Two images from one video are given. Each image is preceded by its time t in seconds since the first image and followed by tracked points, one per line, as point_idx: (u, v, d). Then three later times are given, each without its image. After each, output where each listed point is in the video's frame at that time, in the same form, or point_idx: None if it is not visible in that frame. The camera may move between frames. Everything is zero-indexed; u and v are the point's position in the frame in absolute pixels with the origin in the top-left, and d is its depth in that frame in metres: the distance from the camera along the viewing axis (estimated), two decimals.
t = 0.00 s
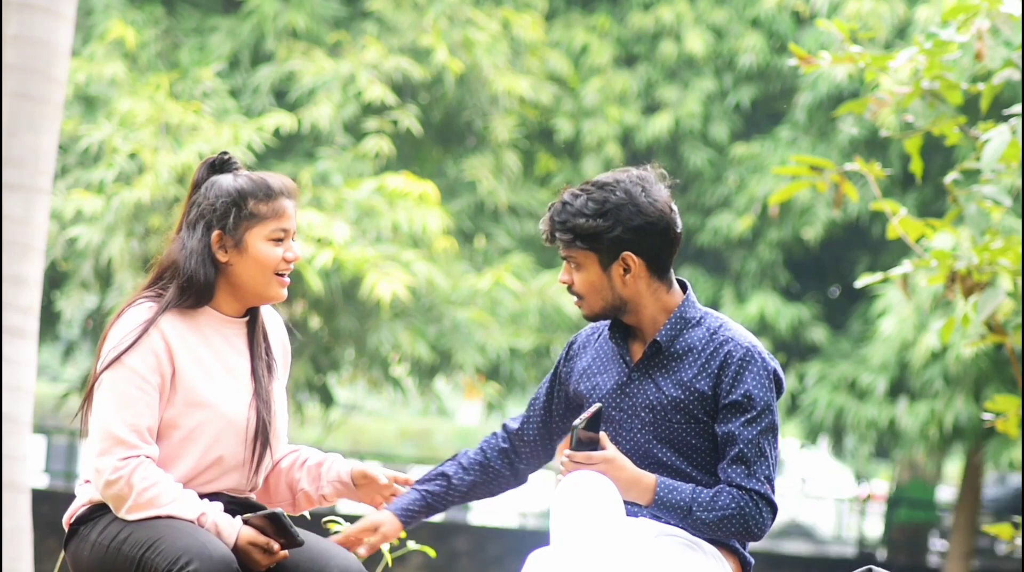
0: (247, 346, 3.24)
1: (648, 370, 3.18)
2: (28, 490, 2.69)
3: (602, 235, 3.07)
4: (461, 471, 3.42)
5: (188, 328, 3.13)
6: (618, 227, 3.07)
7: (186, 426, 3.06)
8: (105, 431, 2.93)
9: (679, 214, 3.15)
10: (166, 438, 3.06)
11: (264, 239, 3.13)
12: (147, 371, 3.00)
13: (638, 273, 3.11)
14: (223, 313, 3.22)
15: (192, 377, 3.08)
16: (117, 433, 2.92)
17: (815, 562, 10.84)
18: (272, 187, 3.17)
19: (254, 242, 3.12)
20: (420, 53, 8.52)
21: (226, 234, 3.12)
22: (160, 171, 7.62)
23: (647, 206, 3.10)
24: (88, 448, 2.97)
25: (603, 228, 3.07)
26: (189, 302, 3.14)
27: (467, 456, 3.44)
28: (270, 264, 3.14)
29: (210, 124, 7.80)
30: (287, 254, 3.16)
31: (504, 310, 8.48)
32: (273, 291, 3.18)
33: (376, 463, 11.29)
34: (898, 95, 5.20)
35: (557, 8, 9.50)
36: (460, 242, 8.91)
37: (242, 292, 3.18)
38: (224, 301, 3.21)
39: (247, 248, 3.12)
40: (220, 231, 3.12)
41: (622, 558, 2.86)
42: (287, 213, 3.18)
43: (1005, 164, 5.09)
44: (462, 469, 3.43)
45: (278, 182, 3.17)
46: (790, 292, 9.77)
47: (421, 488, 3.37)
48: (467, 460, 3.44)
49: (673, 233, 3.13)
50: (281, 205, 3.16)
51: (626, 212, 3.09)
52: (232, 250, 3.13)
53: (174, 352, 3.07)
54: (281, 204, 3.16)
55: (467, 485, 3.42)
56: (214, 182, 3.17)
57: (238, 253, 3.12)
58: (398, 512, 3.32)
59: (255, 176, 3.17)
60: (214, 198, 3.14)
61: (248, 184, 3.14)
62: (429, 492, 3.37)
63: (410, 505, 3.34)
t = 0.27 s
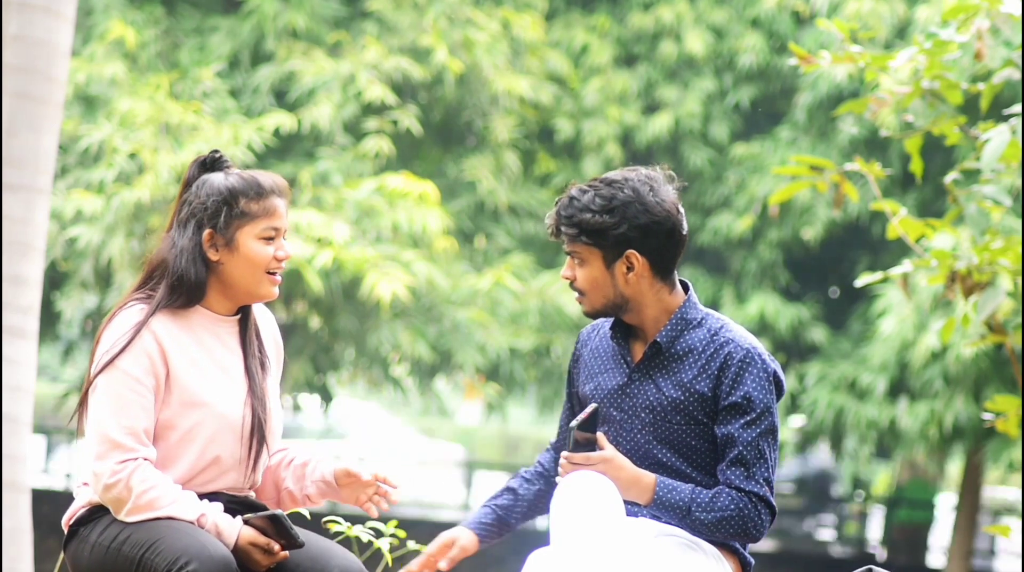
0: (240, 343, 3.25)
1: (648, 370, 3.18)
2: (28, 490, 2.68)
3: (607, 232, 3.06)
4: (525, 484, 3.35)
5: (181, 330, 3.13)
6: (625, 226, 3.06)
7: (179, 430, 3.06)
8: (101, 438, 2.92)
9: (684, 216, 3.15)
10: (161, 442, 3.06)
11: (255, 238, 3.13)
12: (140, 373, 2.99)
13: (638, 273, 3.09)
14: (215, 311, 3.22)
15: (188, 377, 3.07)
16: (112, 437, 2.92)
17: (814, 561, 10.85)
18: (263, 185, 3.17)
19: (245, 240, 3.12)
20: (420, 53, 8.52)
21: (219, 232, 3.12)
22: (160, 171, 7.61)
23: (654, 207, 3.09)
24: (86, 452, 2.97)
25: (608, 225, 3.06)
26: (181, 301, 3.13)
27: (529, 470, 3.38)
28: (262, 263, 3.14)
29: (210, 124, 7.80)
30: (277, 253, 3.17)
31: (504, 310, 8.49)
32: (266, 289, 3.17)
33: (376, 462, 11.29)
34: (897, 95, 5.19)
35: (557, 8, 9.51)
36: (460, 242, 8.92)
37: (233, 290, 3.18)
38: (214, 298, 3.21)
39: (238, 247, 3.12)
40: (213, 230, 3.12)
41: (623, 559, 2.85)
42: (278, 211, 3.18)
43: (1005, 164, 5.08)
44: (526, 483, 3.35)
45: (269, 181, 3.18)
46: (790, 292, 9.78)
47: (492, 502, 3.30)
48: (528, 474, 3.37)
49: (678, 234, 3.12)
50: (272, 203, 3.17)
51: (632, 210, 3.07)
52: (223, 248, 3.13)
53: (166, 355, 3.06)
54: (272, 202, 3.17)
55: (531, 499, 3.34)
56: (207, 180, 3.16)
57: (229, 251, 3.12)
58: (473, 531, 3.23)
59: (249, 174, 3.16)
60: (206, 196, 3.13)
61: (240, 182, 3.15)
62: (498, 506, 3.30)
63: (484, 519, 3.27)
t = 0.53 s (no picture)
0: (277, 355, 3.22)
1: (671, 365, 3.17)
2: (27, 492, 2.66)
3: (649, 199, 3.11)
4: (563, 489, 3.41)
5: (200, 326, 3.12)
6: (670, 195, 3.10)
7: (184, 422, 3.03)
8: (96, 414, 2.94)
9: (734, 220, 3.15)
10: (166, 434, 3.05)
11: (288, 254, 3.09)
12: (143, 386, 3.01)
13: (671, 253, 3.11)
14: (246, 323, 3.19)
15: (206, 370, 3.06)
16: (106, 417, 2.94)
17: (814, 563, 10.87)
18: (311, 207, 3.13)
19: (278, 255, 3.09)
20: (420, 54, 8.52)
21: (254, 242, 3.10)
22: (160, 172, 7.60)
23: (702, 189, 3.11)
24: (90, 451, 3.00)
25: (654, 194, 3.10)
26: (207, 297, 3.13)
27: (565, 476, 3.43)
28: (292, 280, 3.10)
29: (210, 125, 7.79)
30: (310, 274, 3.12)
31: (504, 311, 8.50)
32: (294, 305, 3.13)
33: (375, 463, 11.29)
34: (898, 97, 5.17)
35: (557, 9, 9.51)
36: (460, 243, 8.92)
37: (264, 302, 3.15)
38: (245, 310, 3.19)
39: (271, 260, 3.09)
40: (248, 239, 3.11)
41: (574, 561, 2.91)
42: (320, 236, 3.13)
43: (1006, 166, 5.08)
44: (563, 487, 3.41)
45: (316, 200, 3.14)
46: (790, 293, 9.80)
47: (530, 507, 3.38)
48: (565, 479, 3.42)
49: (725, 222, 3.13)
50: (314, 224, 3.12)
51: (681, 184, 3.11)
52: (256, 258, 3.10)
53: (172, 352, 3.05)
54: (315, 223, 3.13)
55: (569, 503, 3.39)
56: (255, 187, 3.15)
57: (261, 263, 3.10)
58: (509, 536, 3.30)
59: (301, 192, 3.13)
60: (251, 200, 3.13)
61: (289, 197, 3.12)
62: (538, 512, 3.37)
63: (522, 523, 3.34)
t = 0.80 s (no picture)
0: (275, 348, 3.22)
1: (671, 366, 3.17)
2: (27, 492, 2.66)
3: (650, 199, 3.11)
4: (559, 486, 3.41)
5: (200, 325, 3.12)
6: (670, 195, 3.10)
7: (184, 422, 3.03)
8: (96, 413, 2.95)
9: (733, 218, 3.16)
10: (166, 434, 3.05)
11: (288, 254, 3.09)
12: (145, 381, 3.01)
13: (672, 251, 3.11)
14: (244, 322, 3.19)
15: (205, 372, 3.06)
16: (106, 417, 2.94)
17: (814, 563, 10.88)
18: (312, 205, 3.13)
19: (279, 255, 3.09)
20: (420, 54, 8.51)
21: (256, 240, 3.10)
22: (160, 172, 7.60)
23: (702, 187, 3.11)
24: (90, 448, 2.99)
25: (654, 194, 3.10)
26: (208, 297, 3.13)
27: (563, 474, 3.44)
28: (292, 281, 3.10)
29: (210, 126, 7.79)
30: (311, 274, 3.12)
31: (504, 311, 8.50)
32: (294, 304, 3.13)
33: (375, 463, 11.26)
34: (898, 97, 5.18)
35: (557, 9, 9.51)
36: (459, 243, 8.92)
37: (264, 302, 3.15)
38: (245, 310, 3.19)
39: (271, 261, 3.09)
40: (249, 237, 3.11)
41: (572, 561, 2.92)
42: (320, 234, 3.13)
43: (1005, 166, 5.08)
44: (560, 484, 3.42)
45: (316, 200, 3.14)
46: (790, 293, 9.81)
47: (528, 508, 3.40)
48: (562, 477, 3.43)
49: (723, 219, 3.14)
50: (314, 224, 3.13)
51: (680, 183, 3.11)
52: (257, 258, 3.10)
53: (172, 351, 3.05)
54: (316, 223, 3.13)
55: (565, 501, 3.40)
56: (258, 184, 3.16)
57: (261, 263, 3.10)
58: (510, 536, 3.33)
59: (301, 190, 3.14)
60: (254, 197, 3.13)
61: (291, 194, 3.12)
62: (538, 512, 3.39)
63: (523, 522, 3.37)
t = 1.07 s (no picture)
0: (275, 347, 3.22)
1: (671, 367, 3.17)
2: (27, 492, 2.66)
3: (647, 201, 3.10)
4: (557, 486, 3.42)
5: (200, 325, 3.12)
6: (667, 196, 3.10)
7: (184, 422, 3.03)
8: (96, 414, 2.94)
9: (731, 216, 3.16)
10: (166, 434, 3.05)
11: (287, 255, 3.09)
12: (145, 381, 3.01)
13: (671, 252, 3.11)
14: (244, 322, 3.19)
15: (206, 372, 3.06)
16: (107, 417, 2.94)
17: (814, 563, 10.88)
18: (312, 204, 3.13)
19: (278, 255, 3.09)
20: (420, 54, 8.51)
21: (256, 238, 3.10)
22: (160, 172, 7.60)
23: (699, 187, 3.11)
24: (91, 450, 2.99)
25: (650, 197, 3.10)
26: (208, 297, 3.13)
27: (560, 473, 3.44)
28: (292, 281, 3.10)
29: (210, 126, 7.79)
30: (310, 274, 3.12)
31: (504, 311, 8.50)
32: (294, 304, 3.13)
33: (375, 462, 11.24)
34: (898, 97, 5.18)
35: (557, 9, 9.51)
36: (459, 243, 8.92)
37: (263, 302, 3.15)
38: (245, 309, 3.18)
39: (271, 261, 3.09)
40: (250, 235, 3.11)
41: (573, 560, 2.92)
42: (321, 233, 3.14)
43: (1005, 166, 5.08)
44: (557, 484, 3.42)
45: (315, 200, 3.13)
46: (790, 293, 9.81)
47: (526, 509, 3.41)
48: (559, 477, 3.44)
49: (722, 217, 3.14)
50: (314, 224, 3.12)
51: (677, 183, 3.11)
52: (256, 259, 3.10)
53: (172, 351, 3.05)
54: (315, 223, 3.13)
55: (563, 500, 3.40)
56: (259, 184, 3.16)
57: (261, 263, 3.10)
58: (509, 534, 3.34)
59: (301, 189, 3.15)
60: (255, 195, 3.13)
61: (291, 193, 3.13)
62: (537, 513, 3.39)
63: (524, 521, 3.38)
